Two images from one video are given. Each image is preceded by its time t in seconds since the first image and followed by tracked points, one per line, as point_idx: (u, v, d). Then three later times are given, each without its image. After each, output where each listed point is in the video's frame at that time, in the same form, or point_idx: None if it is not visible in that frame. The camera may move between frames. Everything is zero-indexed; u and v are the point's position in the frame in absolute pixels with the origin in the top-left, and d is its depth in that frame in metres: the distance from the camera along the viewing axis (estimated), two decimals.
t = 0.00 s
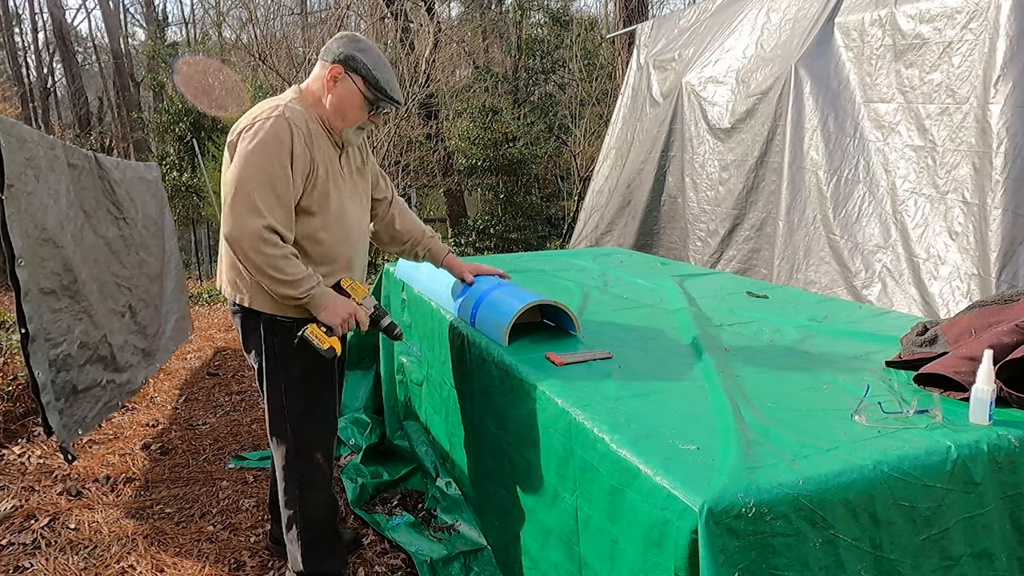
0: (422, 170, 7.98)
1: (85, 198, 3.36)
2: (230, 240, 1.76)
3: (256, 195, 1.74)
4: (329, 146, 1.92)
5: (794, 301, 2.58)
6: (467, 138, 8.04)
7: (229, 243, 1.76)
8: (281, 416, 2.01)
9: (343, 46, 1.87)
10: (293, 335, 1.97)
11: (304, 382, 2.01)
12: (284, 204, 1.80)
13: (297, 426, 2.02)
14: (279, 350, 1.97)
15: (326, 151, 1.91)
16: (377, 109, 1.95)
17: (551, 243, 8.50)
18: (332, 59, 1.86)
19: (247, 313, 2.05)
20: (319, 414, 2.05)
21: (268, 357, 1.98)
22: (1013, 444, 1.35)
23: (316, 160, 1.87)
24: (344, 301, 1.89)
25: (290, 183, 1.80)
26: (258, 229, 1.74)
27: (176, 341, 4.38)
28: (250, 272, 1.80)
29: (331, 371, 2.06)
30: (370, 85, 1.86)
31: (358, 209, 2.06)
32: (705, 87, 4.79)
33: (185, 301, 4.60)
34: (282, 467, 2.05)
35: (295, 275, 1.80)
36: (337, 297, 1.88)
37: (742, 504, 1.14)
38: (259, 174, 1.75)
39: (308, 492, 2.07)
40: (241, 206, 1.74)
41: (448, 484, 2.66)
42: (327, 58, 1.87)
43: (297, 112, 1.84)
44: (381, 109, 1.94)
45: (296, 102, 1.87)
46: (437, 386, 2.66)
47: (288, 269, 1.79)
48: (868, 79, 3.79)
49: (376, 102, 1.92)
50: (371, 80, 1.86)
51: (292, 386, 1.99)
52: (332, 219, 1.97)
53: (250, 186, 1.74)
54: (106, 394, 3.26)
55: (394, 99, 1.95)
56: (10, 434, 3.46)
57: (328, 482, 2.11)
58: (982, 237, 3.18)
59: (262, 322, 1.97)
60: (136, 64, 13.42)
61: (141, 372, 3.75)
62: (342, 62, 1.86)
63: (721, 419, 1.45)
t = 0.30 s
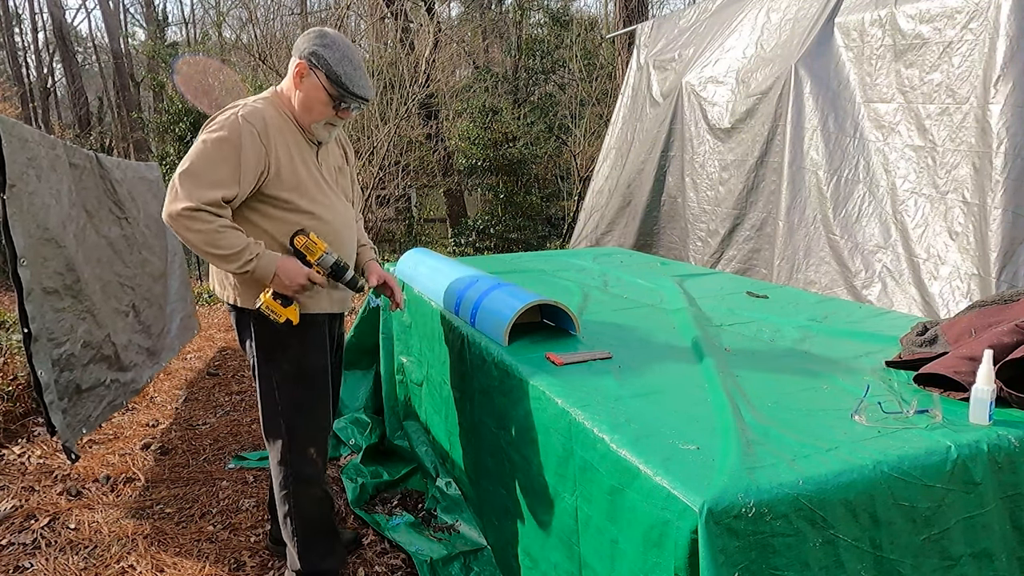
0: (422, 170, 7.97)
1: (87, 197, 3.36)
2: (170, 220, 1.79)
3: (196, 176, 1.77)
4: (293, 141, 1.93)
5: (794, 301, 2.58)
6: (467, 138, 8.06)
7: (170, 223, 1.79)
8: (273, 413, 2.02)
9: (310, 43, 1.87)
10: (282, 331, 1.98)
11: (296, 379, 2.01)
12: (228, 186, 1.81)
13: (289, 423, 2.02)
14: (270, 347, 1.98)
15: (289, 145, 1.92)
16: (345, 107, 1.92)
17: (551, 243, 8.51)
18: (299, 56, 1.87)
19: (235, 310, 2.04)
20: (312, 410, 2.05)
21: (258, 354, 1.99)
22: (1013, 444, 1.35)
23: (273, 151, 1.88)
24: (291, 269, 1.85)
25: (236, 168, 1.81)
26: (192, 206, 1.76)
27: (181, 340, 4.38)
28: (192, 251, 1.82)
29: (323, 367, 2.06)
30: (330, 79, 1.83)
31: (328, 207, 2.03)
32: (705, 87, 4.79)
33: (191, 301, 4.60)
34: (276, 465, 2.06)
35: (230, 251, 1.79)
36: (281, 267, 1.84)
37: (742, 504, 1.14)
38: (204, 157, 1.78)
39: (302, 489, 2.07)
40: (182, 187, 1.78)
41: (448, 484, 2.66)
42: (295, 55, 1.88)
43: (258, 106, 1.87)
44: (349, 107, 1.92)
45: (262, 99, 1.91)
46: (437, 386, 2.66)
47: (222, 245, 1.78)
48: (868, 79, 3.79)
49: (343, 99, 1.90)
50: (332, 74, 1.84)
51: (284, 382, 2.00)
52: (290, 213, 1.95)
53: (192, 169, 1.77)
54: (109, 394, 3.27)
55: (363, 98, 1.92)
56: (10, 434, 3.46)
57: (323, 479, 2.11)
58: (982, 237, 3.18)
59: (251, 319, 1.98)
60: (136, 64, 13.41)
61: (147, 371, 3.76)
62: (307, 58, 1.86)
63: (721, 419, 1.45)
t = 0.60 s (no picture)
0: (422, 170, 7.97)
1: (89, 197, 3.36)
2: (174, 223, 1.79)
3: (198, 178, 1.77)
4: (289, 142, 1.93)
5: (794, 301, 2.58)
6: (467, 138, 8.04)
7: (174, 226, 1.79)
8: (271, 412, 2.02)
9: (306, 44, 1.86)
10: (280, 330, 1.98)
11: (296, 378, 2.02)
12: (230, 186, 1.81)
13: (287, 422, 2.02)
14: (270, 346, 1.98)
15: (286, 146, 1.93)
16: (340, 111, 1.93)
17: (551, 243, 8.52)
18: (296, 58, 1.86)
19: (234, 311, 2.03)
20: (311, 409, 2.06)
21: (256, 353, 1.99)
22: (1013, 444, 1.35)
23: (272, 151, 1.88)
24: (303, 255, 1.87)
25: (237, 169, 1.81)
26: (196, 207, 1.76)
27: (186, 339, 4.38)
28: (199, 251, 1.82)
29: (320, 366, 2.06)
30: (330, 84, 1.85)
31: (327, 206, 2.04)
32: (705, 87, 4.79)
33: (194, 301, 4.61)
34: (274, 464, 2.05)
35: (239, 248, 1.79)
36: (293, 256, 1.86)
37: (742, 504, 1.14)
38: (204, 158, 1.78)
39: (300, 488, 2.07)
40: (184, 189, 1.77)
41: (447, 483, 2.66)
42: (292, 57, 1.87)
43: (253, 106, 1.87)
44: (345, 110, 1.93)
45: (257, 100, 1.91)
46: (437, 386, 2.66)
47: (230, 243, 1.78)
48: (868, 79, 3.79)
49: (340, 103, 1.91)
50: (331, 78, 1.85)
51: (283, 381, 2.00)
52: (290, 215, 1.96)
53: (193, 171, 1.77)
54: (114, 393, 3.28)
55: (358, 102, 1.93)
56: (10, 434, 3.46)
57: (321, 478, 2.11)
58: (982, 236, 3.18)
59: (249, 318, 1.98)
60: (136, 64, 13.39)
61: (152, 369, 3.78)
62: (305, 61, 1.85)
63: (721, 419, 1.45)
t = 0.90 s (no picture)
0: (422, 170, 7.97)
1: (90, 197, 3.35)
2: (171, 223, 1.79)
3: (195, 178, 1.78)
4: (286, 142, 1.93)
5: (794, 301, 2.58)
6: (467, 138, 8.04)
7: (171, 226, 1.79)
8: (267, 414, 2.02)
9: (306, 45, 1.86)
10: (275, 333, 1.98)
11: (291, 380, 2.01)
12: (227, 187, 1.81)
13: (284, 423, 2.02)
14: (265, 348, 1.98)
15: (284, 146, 1.93)
16: (338, 113, 1.93)
17: (551, 243, 8.52)
18: (295, 59, 1.86)
19: (229, 311, 2.03)
20: (307, 410, 2.05)
21: (251, 354, 1.99)
22: (1013, 444, 1.35)
23: (269, 152, 1.88)
24: (299, 258, 1.87)
25: (234, 168, 1.81)
26: (193, 207, 1.76)
27: (189, 338, 4.38)
28: (196, 252, 1.82)
29: (316, 367, 2.06)
30: (329, 85, 1.85)
31: (323, 207, 2.05)
32: (705, 87, 4.79)
33: (193, 300, 4.60)
34: (271, 466, 2.05)
35: (236, 248, 1.79)
36: (289, 257, 1.86)
37: (742, 504, 1.14)
38: (202, 158, 1.78)
39: (298, 489, 2.07)
40: (181, 189, 1.78)
41: (448, 484, 2.65)
42: (292, 57, 1.88)
43: (251, 106, 1.87)
44: (344, 112, 1.93)
45: (255, 100, 1.91)
46: (437, 386, 2.66)
47: (227, 244, 1.78)
48: (868, 79, 3.79)
49: (338, 105, 1.91)
50: (330, 80, 1.85)
51: (278, 383, 2.00)
52: (287, 216, 1.96)
53: (190, 171, 1.78)
54: (117, 392, 3.29)
55: (356, 105, 1.94)
56: (10, 434, 3.46)
57: (318, 479, 2.11)
58: (982, 236, 3.18)
59: (244, 320, 1.97)
60: (136, 64, 13.38)
61: (155, 368, 3.79)
62: (304, 62, 1.86)
63: (721, 419, 1.45)
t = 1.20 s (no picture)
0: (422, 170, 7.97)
1: (91, 197, 3.36)
2: (163, 226, 1.79)
3: (188, 180, 1.77)
4: (280, 143, 1.93)
5: (794, 301, 2.58)
6: (467, 138, 8.04)
7: (163, 229, 1.79)
8: (261, 417, 2.02)
9: (299, 46, 1.87)
10: (268, 335, 1.98)
11: (285, 382, 2.01)
12: (221, 189, 1.81)
13: (278, 426, 2.03)
14: (259, 351, 1.98)
15: (278, 148, 1.93)
16: (333, 113, 1.94)
17: (551, 243, 8.51)
18: (289, 59, 1.87)
19: (224, 314, 2.01)
20: (302, 412, 2.05)
21: (245, 357, 1.99)
22: (1013, 444, 1.35)
23: (263, 153, 1.88)
24: (294, 260, 1.88)
25: (228, 170, 1.81)
26: (187, 209, 1.76)
27: (189, 338, 4.37)
28: (189, 254, 1.82)
29: (310, 369, 2.06)
30: (322, 86, 1.85)
31: (317, 208, 2.05)
32: (705, 87, 4.79)
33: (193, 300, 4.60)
34: (267, 468, 2.06)
35: (231, 251, 1.79)
36: (284, 260, 1.87)
37: (742, 504, 1.14)
38: (196, 160, 1.78)
39: (294, 492, 2.07)
40: (174, 191, 1.77)
41: (447, 484, 2.65)
42: (285, 58, 1.88)
43: (244, 107, 1.87)
44: (338, 113, 1.94)
45: (249, 101, 1.91)
46: (437, 386, 2.66)
47: (221, 246, 1.78)
48: (868, 79, 3.79)
49: (332, 106, 1.91)
50: (323, 80, 1.85)
51: (273, 386, 2.00)
52: (281, 218, 1.96)
53: (183, 173, 1.77)
54: (118, 392, 3.29)
55: (351, 105, 1.94)
56: (10, 434, 3.46)
57: (315, 481, 2.11)
58: (982, 236, 3.18)
59: (238, 322, 1.98)
60: (136, 65, 13.36)
61: (157, 368, 3.80)
62: (298, 63, 1.86)
63: (721, 419, 1.45)
